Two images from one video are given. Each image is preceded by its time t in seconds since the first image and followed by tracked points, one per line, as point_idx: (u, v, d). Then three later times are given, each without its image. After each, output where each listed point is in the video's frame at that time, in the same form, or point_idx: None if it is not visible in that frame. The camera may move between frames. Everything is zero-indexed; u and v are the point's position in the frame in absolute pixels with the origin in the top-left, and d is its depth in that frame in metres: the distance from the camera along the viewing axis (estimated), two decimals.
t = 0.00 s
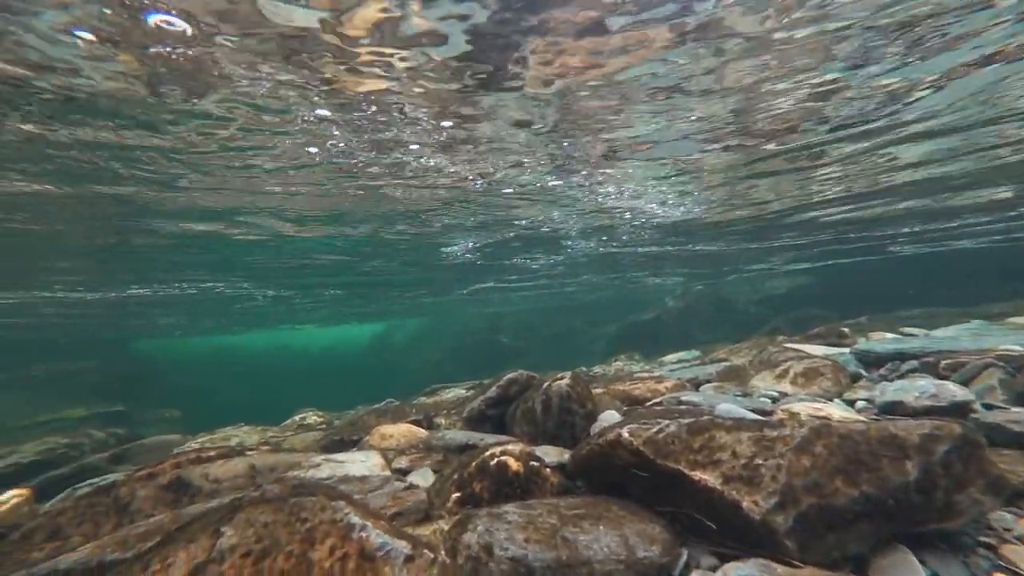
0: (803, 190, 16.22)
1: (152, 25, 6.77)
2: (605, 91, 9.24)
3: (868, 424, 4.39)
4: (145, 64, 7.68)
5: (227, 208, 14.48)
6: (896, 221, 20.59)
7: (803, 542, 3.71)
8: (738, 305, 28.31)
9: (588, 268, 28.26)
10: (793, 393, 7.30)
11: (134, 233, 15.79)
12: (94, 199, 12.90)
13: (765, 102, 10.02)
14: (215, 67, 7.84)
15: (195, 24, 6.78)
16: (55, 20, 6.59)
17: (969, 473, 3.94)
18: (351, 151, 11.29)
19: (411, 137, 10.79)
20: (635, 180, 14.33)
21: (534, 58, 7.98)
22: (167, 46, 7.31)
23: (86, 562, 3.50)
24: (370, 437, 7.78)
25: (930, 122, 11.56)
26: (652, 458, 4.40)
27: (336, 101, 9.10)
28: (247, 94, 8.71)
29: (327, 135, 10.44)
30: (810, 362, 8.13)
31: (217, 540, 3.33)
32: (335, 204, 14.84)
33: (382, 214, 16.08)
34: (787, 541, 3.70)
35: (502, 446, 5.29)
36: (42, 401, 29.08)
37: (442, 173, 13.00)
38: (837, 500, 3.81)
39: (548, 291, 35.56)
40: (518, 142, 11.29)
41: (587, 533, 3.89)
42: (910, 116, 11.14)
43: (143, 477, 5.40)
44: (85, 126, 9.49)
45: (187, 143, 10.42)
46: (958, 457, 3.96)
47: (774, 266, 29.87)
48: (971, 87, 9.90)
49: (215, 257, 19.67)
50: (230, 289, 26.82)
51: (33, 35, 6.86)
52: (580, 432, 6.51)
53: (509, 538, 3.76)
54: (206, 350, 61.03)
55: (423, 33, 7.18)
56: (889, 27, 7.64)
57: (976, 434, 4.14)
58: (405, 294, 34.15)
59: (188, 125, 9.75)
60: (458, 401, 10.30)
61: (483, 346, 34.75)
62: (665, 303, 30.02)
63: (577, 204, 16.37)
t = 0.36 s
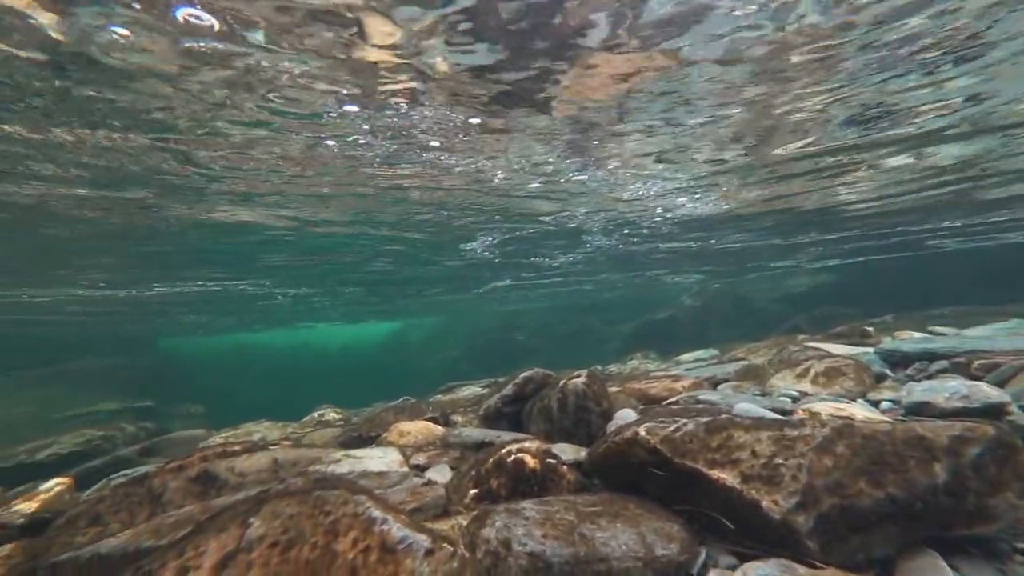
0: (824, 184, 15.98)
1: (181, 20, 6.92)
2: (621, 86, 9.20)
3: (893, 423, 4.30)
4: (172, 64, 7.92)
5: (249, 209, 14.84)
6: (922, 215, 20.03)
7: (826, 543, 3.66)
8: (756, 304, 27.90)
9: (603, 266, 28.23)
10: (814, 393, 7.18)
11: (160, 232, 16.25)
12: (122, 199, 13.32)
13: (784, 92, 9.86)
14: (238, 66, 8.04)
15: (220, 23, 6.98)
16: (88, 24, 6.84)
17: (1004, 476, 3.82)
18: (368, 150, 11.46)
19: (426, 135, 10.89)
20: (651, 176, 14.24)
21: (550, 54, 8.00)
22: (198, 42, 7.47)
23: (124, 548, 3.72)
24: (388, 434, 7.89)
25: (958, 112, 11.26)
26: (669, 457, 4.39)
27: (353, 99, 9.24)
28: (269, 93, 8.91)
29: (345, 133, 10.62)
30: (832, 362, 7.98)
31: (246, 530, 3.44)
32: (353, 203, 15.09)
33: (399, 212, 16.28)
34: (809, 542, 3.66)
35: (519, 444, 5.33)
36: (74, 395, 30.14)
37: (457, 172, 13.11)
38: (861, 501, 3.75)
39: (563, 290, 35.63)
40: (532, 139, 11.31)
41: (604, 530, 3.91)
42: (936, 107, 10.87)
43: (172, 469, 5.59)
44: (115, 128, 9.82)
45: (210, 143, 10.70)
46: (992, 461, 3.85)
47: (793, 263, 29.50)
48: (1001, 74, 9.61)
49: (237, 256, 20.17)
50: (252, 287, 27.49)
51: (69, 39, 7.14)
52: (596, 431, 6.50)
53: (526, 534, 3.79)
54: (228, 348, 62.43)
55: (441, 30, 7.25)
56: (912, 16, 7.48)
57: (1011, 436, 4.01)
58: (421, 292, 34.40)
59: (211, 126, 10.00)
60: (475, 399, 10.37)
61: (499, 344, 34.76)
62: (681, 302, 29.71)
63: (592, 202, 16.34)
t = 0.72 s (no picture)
0: (847, 177, 15.67)
1: (210, 7, 6.75)
2: (639, 80, 9.14)
3: (919, 425, 4.24)
4: (199, 68, 8.13)
5: (270, 209, 15.17)
6: (951, 206, 19.43)
7: (851, 544, 3.62)
8: (776, 301, 27.49)
9: (619, 263, 28.14)
10: (838, 393, 7.03)
11: (186, 232, 16.68)
12: (150, 199, 13.69)
13: (808, 84, 9.69)
14: (263, 67, 8.21)
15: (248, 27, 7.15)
16: (120, 29, 7.07)
17: None
18: (385, 149, 11.60)
19: (442, 133, 10.97)
20: (669, 171, 14.11)
21: (569, 49, 7.99)
22: (232, 32, 7.33)
23: (161, 536, 3.96)
24: (407, 430, 8.00)
25: (989, 100, 10.90)
26: (688, 456, 4.38)
27: (371, 100, 9.37)
28: (291, 94, 9.08)
29: (363, 134, 10.78)
30: (856, 361, 7.81)
31: (275, 521, 3.56)
32: (371, 202, 15.30)
33: (416, 211, 16.46)
34: (834, 543, 3.62)
35: (536, 441, 5.36)
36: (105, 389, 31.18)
37: (473, 170, 13.19)
38: (888, 503, 3.68)
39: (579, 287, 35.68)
40: (548, 135, 11.30)
41: (623, 527, 3.92)
42: (966, 95, 10.55)
43: (202, 461, 5.79)
44: (144, 132, 10.14)
45: (233, 145, 10.96)
46: None
47: (814, 258, 29.01)
48: None
49: (260, 255, 20.65)
50: (273, 285, 28.07)
51: (103, 45, 7.38)
52: (614, 428, 6.50)
53: (546, 529, 3.83)
54: (249, 345, 63.73)
55: (461, 27, 7.30)
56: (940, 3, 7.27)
57: None
58: (438, 290, 34.64)
59: (234, 128, 10.24)
60: (492, 396, 10.44)
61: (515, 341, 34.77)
62: (699, 299, 29.41)
63: (609, 198, 16.29)
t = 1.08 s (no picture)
0: (870, 171, 15.33)
1: None
2: (660, 75, 9.04)
3: (953, 427, 4.13)
4: (225, 70, 8.26)
5: (289, 209, 15.41)
6: (983, 198, 18.79)
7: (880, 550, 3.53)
8: (796, 301, 27.03)
9: (635, 262, 27.97)
10: (864, 394, 6.86)
11: (208, 232, 17.02)
12: (174, 201, 14.04)
13: (831, 76, 9.49)
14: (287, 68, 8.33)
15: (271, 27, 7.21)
16: (147, 35, 7.26)
17: None
18: (402, 148, 11.71)
19: (459, 131, 11.02)
20: (686, 166, 13.96)
21: (590, 43, 7.94)
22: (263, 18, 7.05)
23: (189, 528, 4.11)
24: (424, 428, 8.06)
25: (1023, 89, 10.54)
26: (709, 456, 4.32)
27: (389, 100, 9.46)
28: (312, 95, 9.20)
29: (380, 133, 10.89)
30: (883, 361, 7.61)
31: (299, 516, 3.63)
32: (388, 202, 15.46)
33: (432, 210, 16.57)
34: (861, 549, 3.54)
35: (554, 440, 5.34)
36: (132, 386, 32.04)
37: (489, 167, 13.22)
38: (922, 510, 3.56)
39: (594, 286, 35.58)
40: (564, 132, 11.28)
41: (643, 527, 3.89)
42: (997, 82, 10.21)
43: (226, 457, 5.92)
44: (169, 136, 10.40)
45: (254, 147, 11.17)
46: None
47: (836, 255, 28.43)
48: None
49: (280, 255, 21.06)
50: (292, 284, 28.62)
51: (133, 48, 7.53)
52: (631, 428, 6.46)
53: (565, 528, 3.83)
54: (267, 343, 64.88)
55: (478, 25, 7.34)
56: None
57: None
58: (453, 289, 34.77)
59: (255, 130, 10.44)
60: (508, 395, 10.46)
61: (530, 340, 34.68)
62: (716, 298, 29.03)
63: (625, 194, 16.19)
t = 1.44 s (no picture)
0: (893, 164, 15.03)
1: None
2: (678, 66, 8.92)
3: (990, 433, 3.98)
4: (247, 70, 8.39)
5: (307, 210, 15.65)
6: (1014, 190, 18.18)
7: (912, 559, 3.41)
8: (816, 300, 26.55)
9: (650, 261, 27.75)
10: (890, 396, 6.67)
11: (228, 233, 17.34)
12: (196, 203, 14.35)
13: (852, 66, 9.31)
14: (307, 69, 8.43)
15: (293, 24, 7.29)
16: (172, 39, 7.44)
17: None
18: (418, 148, 11.80)
19: (474, 130, 11.06)
20: (702, 162, 13.80)
21: (607, 35, 7.88)
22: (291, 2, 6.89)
23: (212, 523, 4.21)
24: (440, 427, 8.09)
25: None
26: (729, 457, 4.24)
27: (405, 99, 9.55)
28: (330, 96, 9.34)
29: (396, 133, 10.98)
30: (911, 363, 7.38)
31: (318, 513, 3.66)
32: (403, 202, 15.60)
33: (447, 209, 16.67)
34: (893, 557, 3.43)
35: (569, 440, 5.29)
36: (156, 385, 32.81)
37: (504, 165, 13.26)
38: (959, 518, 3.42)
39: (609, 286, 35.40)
40: (579, 128, 11.24)
41: (662, 529, 3.84)
42: None
43: (246, 454, 6.01)
44: (191, 140, 10.61)
45: (272, 149, 11.38)
46: None
47: (858, 253, 27.83)
48: None
49: (297, 255, 21.44)
50: (309, 284, 29.07)
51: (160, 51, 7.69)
52: (647, 428, 6.39)
53: (582, 529, 3.80)
54: (284, 342, 65.87)
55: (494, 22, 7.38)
56: None
57: None
58: (467, 288, 34.85)
59: (274, 132, 10.61)
60: (523, 395, 10.44)
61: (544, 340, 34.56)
62: (733, 298, 28.61)
63: (640, 192, 16.11)
